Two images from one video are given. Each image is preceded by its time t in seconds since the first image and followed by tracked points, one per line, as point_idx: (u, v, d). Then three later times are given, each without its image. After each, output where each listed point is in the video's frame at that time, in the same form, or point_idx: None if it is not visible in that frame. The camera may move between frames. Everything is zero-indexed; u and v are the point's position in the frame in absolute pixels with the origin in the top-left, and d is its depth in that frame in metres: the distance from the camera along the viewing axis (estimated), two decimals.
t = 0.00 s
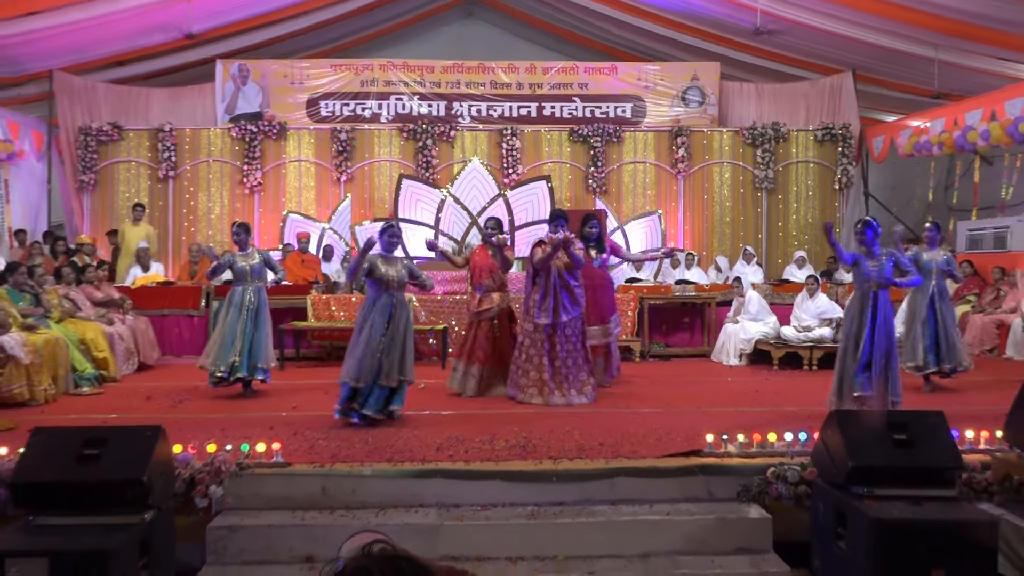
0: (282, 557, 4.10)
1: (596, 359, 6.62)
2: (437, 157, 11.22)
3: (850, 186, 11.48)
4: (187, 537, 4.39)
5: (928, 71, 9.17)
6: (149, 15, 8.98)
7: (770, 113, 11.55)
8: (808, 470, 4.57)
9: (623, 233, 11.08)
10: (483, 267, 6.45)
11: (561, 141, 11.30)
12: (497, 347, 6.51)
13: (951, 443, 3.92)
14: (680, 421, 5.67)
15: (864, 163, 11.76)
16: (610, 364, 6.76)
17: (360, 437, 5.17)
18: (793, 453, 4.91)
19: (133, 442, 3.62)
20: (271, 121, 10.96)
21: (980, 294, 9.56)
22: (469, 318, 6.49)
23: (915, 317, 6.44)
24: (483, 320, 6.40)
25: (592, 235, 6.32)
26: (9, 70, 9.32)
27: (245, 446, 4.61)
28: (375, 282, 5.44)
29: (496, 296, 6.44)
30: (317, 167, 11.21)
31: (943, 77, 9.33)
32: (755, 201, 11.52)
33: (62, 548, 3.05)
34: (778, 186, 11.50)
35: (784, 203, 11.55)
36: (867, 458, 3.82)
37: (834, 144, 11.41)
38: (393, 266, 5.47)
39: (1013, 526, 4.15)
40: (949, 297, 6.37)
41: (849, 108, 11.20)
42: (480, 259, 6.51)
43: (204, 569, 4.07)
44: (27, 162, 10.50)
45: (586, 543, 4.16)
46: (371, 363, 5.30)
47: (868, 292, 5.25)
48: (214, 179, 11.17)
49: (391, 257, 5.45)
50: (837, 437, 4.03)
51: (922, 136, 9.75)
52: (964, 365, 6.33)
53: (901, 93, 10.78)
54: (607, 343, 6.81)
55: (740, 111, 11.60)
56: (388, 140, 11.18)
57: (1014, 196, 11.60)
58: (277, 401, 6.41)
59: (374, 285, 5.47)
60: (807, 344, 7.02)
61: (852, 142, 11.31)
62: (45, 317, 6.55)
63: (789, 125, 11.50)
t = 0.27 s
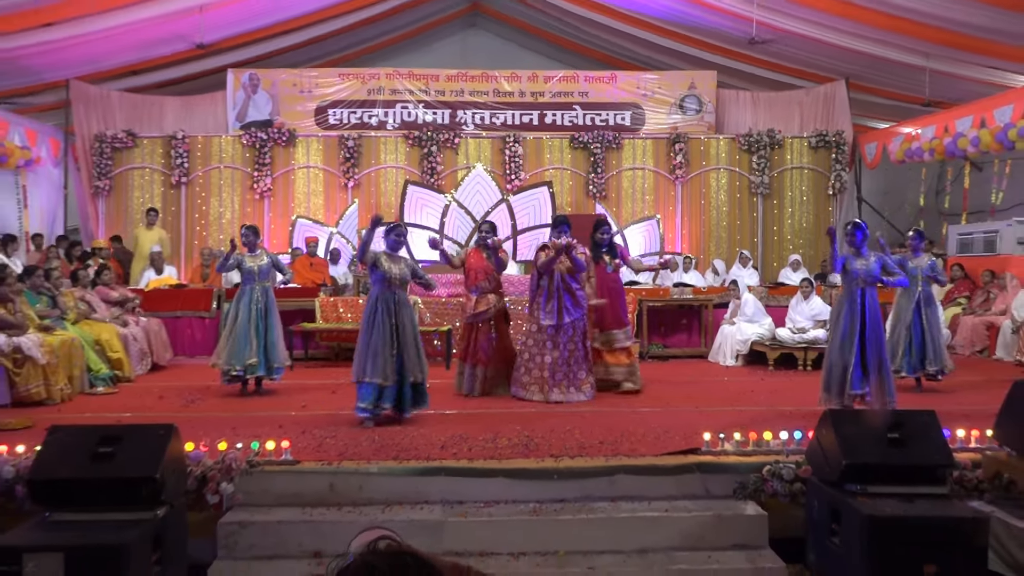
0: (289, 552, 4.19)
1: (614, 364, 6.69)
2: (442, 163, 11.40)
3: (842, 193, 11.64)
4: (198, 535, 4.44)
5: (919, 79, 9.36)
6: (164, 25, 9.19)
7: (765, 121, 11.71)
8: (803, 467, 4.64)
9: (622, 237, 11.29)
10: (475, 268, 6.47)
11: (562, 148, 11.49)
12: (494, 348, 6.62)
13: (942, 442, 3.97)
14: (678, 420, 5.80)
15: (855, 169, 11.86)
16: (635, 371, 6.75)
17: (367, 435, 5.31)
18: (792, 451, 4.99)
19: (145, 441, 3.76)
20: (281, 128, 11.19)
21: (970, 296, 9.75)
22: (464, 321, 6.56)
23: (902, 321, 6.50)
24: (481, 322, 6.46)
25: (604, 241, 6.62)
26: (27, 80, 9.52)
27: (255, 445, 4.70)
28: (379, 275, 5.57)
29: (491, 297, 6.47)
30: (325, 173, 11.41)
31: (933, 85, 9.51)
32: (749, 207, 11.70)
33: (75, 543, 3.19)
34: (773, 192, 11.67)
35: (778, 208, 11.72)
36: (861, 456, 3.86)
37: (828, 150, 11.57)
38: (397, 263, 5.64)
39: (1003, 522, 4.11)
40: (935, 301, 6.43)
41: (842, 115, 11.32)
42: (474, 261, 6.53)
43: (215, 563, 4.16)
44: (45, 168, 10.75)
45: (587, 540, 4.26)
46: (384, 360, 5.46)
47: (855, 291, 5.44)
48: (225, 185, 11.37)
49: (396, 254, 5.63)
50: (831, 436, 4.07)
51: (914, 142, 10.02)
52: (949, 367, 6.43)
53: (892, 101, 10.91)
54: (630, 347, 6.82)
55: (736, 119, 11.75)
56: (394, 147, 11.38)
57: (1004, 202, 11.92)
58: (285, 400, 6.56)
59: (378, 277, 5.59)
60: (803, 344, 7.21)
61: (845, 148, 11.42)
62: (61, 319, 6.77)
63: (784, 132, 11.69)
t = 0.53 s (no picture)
0: (297, 546, 4.33)
1: (623, 364, 6.76)
2: (447, 167, 11.57)
3: (837, 197, 11.78)
4: (210, 529, 4.61)
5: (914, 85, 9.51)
6: (176, 32, 9.39)
7: (762, 125, 11.85)
8: (800, 464, 4.73)
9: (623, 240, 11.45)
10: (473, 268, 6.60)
11: (565, 152, 11.65)
12: (486, 347, 6.75)
13: (936, 439, 3.99)
14: (677, 417, 5.95)
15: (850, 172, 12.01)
16: (644, 370, 6.83)
17: (374, 432, 5.47)
18: (789, 447, 5.11)
19: (159, 437, 3.89)
20: (290, 133, 11.39)
21: (963, 297, 9.92)
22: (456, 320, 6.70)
23: (890, 320, 6.62)
24: (474, 322, 6.63)
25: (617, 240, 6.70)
26: (43, 86, 9.72)
27: (265, 442, 4.85)
28: (373, 273, 5.67)
29: (486, 297, 6.57)
30: (333, 176, 11.59)
31: (926, 90, 9.67)
32: (747, 210, 11.84)
33: (91, 537, 3.34)
34: (770, 195, 11.83)
35: (774, 211, 11.88)
36: (856, 454, 3.90)
37: (824, 154, 11.71)
38: (390, 261, 5.73)
39: (994, 518, 4.24)
40: (923, 302, 6.61)
41: (837, 121, 11.52)
42: (472, 261, 6.59)
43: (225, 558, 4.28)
44: (60, 172, 10.96)
45: (588, 534, 4.39)
46: (387, 358, 5.61)
47: (845, 280, 5.64)
48: (236, 188, 11.56)
49: (389, 252, 5.74)
50: (828, 433, 4.11)
51: (908, 146, 10.18)
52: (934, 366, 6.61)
53: (888, 106, 11.09)
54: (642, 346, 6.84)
55: (734, 123, 11.90)
56: (401, 151, 11.55)
57: (997, 204, 11.95)
58: (293, 399, 6.72)
59: (372, 275, 5.69)
60: (800, 344, 7.37)
61: (841, 152, 11.60)
62: (76, 319, 6.96)
63: (781, 136, 11.82)
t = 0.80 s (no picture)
0: (297, 546, 4.36)
1: (628, 362, 6.76)
2: (449, 168, 11.60)
3: (837, 197, 11.81)
4: (213, 526, 4.66)
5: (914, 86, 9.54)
6: (179, 34, 9.42)
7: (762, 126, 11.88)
8: (800, 463, 4.75)
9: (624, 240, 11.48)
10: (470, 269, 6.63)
11: (565, 153, 11.69)
12: (487, 347, 6.71)
13: (935, 438, 4.01)
14: (678, 416, 5.97)
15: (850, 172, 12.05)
16: (649, 370, 6.82)
17: (375, 431, 5.50)
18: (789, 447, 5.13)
19: (160, 438, 3.89)
20: (292, 134, 11.42)
21: (963, 297, 9.93)
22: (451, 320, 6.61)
23: (889, 320, 6.63)
24: (473, 322, 6.52)
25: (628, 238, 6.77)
26: (46, 88, 9.77)
27: (267, 441, 4.88)
28: (372, 281, 5.71)
29: (483, 298, 6.61)
30: (335, 177, 11.63)
31: (925, 91, 9.69)
32: (747, 210, 11.88)
33: (92, 537, 3.36)
34: (770, 195, 11.87)
35: (774, 212, 11.91)
36: (856, 453, 3.92)
37: (824, 155, 11.75)
38: (387, 266, 5.76)
39: (995, 519, 4.26)
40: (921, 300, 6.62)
41: (836, 122, 11.54)
42: (469, 260, 6.63)
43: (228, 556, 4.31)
44: (63, 173, 10.99)
45: (588, 533, 4.42)
46: (386, 364, 5.63)
47: (842, 285, 5.73)
48: (238, 189, 11.61)
49: (383, 258, 5.76)
50: (828, 433, 4.13)
51: (908, 147, 10.20)
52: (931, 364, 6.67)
53: (888, 107, 11.11)
54: (647, 345, 6.82)
55: (734, 124, 11.92)
56: (402, 152, 11.60)
57: (996, 204, 11.96)
58: (295, 399, 6.75)
59: (371, 283, 5.73)
60: (800, 343, 7.40)
61: (841, 152, 11.63)
62: (79, 319, 6.99)
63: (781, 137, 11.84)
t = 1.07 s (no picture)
0: (297, 546, 4.36)
1: (629, 363, 6.75)
2: (449, 167, 11.62)
3: (836, 196, 11.82)
4: (212, 526, 4.64)
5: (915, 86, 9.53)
6: (179, 33, 9.43)
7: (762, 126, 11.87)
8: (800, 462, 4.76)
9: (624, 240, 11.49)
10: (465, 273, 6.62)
11: (565, 153, 11.71)
12: (484, 346, 6.71)
13: (934, 437, 4.02)
14: (678, 416, 5.97)
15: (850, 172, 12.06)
16: (649, 371, 6.83)
17: (375, 431, 5.50)
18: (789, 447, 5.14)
19: (160, 438, 3.90)
20: (292, 134, 11.41)
21: (962, 297, 9.94)
22: (446, 320, 6.59)
23: (890, 322, 6.63)
24: (468, 322, 6.54)
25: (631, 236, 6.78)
26: (46, 87, 9.77)
27: (267, 441, 4.86)
28: (373, 283, 5.72)
29: (477, 298, 6.61)
30: (334, 177, 11.63)
31: (925, 91, 9.70)
32: (747, 210, 11.88)
33: (93, 536, 3.36)
34: (770, 195, 11.86)
35: (775, 212, 11.91)
36: (855, 453, 3.93)
37: (824, 155, 11.75)
38: (387, 267, 5.76)
39: (994, 518, 4.24)
40: (921, 301, 6.64)
41: (836, 121, 11.54)
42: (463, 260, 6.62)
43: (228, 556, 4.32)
44: (62, 172, 10.98)
45: (588, 533, 4.42)
46: (382, 365, 5.63)
47: (841, 288, 5.77)
48: (238, 189, 11.61)
49: (384, 259, 5.76)
50: (827, 432, 4.13)
51: (907, 147, 10.22)
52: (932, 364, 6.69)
53: (889, 107, 11.10)
54: (647, 345, 6.82)
55: (734, 124, 11.90)
56: (402, 152, 11.61)
57: (995, 204, 11.98)
58: (295, 399, 6.75)
59: (372, 285, 5.74)
60: (800, 343, 7.41)
61: (840, 152, 11.63)
62: (79, 318, 6.99)
63: (781, 136, 11.84)
